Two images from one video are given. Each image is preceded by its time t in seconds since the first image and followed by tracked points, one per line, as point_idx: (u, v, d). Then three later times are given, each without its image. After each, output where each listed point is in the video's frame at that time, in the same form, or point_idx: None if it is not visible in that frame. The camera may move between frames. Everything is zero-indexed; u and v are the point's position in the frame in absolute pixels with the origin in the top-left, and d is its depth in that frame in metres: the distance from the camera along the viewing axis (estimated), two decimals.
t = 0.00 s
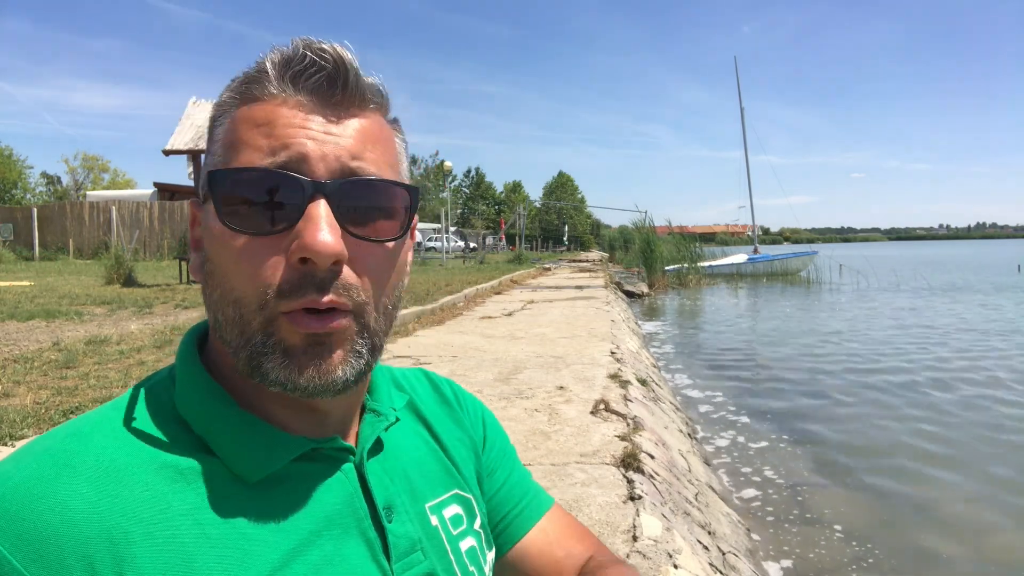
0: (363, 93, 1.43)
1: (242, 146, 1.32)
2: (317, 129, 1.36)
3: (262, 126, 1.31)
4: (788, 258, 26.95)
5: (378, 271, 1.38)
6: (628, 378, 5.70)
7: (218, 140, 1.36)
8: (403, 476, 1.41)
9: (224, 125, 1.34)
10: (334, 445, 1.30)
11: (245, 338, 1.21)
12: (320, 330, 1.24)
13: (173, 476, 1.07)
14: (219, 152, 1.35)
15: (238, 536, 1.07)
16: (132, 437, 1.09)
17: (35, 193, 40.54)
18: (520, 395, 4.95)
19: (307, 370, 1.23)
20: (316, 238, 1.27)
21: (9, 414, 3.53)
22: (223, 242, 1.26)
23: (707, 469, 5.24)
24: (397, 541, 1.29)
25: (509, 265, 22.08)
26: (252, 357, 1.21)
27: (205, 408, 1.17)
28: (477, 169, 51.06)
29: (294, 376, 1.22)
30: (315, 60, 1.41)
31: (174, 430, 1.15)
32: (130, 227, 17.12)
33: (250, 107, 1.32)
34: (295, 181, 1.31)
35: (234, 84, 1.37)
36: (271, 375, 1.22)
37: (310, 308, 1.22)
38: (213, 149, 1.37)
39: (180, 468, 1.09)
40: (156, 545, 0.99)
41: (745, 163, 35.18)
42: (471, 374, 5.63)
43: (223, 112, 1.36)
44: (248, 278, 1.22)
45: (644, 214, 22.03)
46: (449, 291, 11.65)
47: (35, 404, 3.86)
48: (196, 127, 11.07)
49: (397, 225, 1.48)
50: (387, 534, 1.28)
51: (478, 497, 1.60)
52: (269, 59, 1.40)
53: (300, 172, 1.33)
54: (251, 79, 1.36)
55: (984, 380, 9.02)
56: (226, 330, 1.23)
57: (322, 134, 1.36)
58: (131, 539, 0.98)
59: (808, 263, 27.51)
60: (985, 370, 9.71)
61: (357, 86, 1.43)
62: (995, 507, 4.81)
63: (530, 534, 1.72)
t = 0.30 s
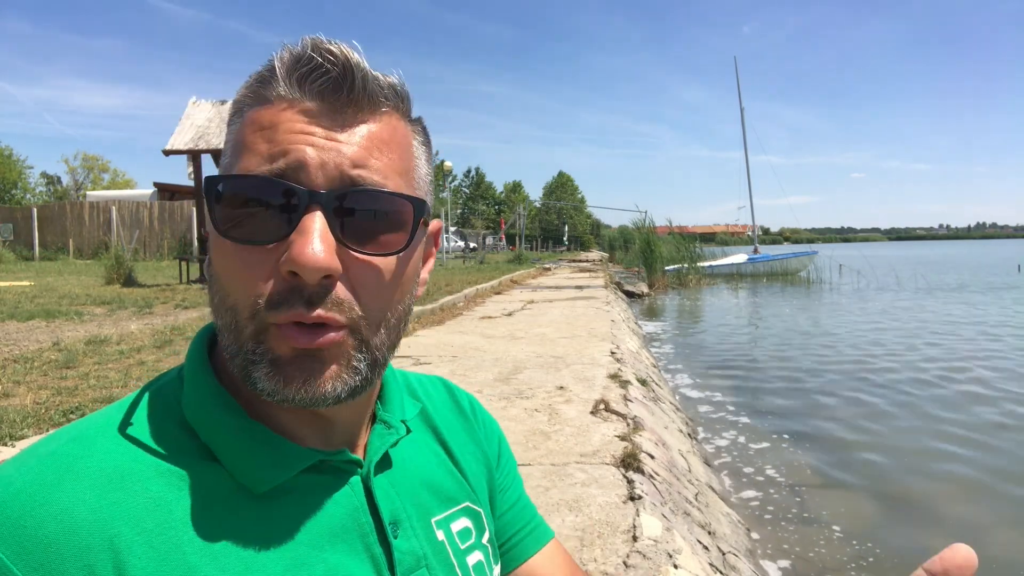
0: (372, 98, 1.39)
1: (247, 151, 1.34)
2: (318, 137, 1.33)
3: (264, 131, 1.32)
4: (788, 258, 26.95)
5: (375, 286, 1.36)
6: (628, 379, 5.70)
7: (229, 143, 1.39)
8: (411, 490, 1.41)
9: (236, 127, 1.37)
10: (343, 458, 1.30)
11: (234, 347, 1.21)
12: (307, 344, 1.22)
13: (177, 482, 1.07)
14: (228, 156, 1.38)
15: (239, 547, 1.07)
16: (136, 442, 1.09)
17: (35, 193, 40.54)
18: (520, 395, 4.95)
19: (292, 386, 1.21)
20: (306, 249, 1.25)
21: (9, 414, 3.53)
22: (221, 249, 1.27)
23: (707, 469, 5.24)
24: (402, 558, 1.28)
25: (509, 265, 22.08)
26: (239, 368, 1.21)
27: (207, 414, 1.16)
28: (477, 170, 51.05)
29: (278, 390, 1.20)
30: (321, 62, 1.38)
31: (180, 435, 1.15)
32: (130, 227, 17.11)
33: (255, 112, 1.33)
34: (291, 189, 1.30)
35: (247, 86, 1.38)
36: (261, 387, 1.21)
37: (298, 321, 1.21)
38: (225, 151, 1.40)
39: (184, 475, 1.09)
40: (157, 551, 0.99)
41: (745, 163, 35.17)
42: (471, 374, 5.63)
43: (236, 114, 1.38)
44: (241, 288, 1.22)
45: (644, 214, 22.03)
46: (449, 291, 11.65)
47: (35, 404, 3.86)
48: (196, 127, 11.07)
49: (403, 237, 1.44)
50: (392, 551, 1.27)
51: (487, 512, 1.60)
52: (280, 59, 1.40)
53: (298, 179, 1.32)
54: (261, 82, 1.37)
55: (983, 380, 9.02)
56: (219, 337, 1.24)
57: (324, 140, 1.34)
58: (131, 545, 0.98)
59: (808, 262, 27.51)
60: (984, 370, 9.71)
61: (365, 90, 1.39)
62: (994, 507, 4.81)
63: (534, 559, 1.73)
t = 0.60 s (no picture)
0: (396, 94, 1.38)
1: (264, 147, 1.32)
2: (341, 133, 1.31)
3: (283, 127, 1.30)
4: (788, 258, 26.94)
5: (395, 295, 1.33)
6: (628, 378, 5.70)
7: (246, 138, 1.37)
8: (428, 499, 1.43)
9: (253, 123, 1.35)
10: (371, 466, 1.29)
11: (247, 354, 1.19)
12: (322, 354, 1.19)
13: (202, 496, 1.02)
14: (246, 151, 1.36)
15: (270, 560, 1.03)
16: (156, 454, 1.03)
17: (35, 193, 40.56)
18: (520, 395, 4.96)
19: (305, 397, 1.17)
20: (322, 256, 1.22)
21: (9, 414, 3.53)
22: (236, 252, 1.25)
23: (708, 469, 5.24)
24: (431, 563, 1.28)
25: (509, 265, 22.09)
26: (252, 376, 1.19)
27: (227, 423, 1.11)
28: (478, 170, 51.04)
29: (290, 401, 1.17)
30: (345, 55, 1.37)
31: (203, 444, 1.10)
32: (130, 227, 17.12)
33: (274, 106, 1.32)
34: (308, 190, 1.28)
35: (268, 81, 1.37)
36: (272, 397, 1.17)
37: (312, 328, 1.18)
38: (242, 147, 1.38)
39: (209, 487, 1.04)
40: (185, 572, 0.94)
41: (745, 164, 35.17)
42: (471, 374, 5.64)
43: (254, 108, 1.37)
44: (254, 293, 1.19)
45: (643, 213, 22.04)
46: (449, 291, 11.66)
47: (35, 404, 3.86)
48: (196, 127, 11.08)
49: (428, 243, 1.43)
50: (422, 558, 1.27)
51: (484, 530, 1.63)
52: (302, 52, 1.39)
53: (317, 180, 1.30)
54: (282, 76, 1.36)
55: (983, 380, 9.03)
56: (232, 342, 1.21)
57: (345, 140, 1.32)
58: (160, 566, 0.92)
59: (808, 263, 27.50)
60: (984, 370, 9.70)
61: (389, 87, 1.38)
62: (994, 507, 4.81)
63: None
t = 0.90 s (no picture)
0: (436, 99, 1.39)
1: (304, 145, 1.25)
2: (392, 137, 1.30)
3: (330, 126, 1.24)
4: (788, 258, 26.93)
5: (434, 293, 1.35)
6: (628, 378, 5.70)
7: (272, 131, 1.28)
8: (426, 491, 1.45)
9: (283, 118, 1.26)
10: (376, 462, 1.30)
11: (296, 355, 1.17)
12: (374, 355, 1.20)
13: (211, 499, 1.01)
14: (272, 146, 1.28)
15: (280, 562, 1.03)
16: (164, 459, 1.01)
17: (36, 194, 40.57)
18: (520, 395, 4.96)
19: (356, 397, 1.19)
20: (376, 255, 1.22)
21: (9, 414, 3.53)
22: (275, 250, 1.21)
23: (708, 469, 5.24)
24: (433, 554, 1.31)
25: (509, 265, 22.10)
26: (300, 377, 1.17)
27: (236, 429, 1.11)
28: (478, 170, 51.00)
29: (343, 401, 1.18)
30: (389, 58, 1.35)
31: (210, 449, 1.09)
32: (130, 227, 17.13)
33: (319, 103, 1.25)
34: (360, 191, 1.26)
35: (299, 76, 1.29)
36: (323, 399, 1.18)
37: (369, 328, 1.18)
38: (263, 140, 1.29)
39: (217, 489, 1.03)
40: None
41: (745, 164, 35.14)
42: (471, 374, 5.64)
43: (283, 100, 1.28)
44: (306, 294, 1.17)
45: (643, 213, 22.04)
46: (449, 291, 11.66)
47: (35, 404, 3.86)
48: (196, 127, 11.07)
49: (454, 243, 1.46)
50: (426, 549, 1.30)
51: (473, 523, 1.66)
52: (338, 51, 1.33)
53: (367, 183, 1.28)
54: (323, 70, 1.29)
55: (983, 380, 9.02)
56: (274, 343, 1.18)
57: (393, 143, 1.30)
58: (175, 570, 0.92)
59: (808, 262, 27.49)
60: (985, 370, 9.70)
61: (430, 91, 1.39)
62: (993, 507, 4.81)
63: None
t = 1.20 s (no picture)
0: (405, 103, 1.38)
1: (277, 149, 1.26)
2: (359, 141, 1.30)
3: (300, 132, 1.25)
4: (788, 258, 26.94)
5: (407, 290, 1.34)
6: (628, 378, 5.69)
7: (248, 136, 1.29)
8: (411, 483, 1.44)
9: (257, 124, 1.27)
10: (355, 451, 1.28)
11: (271, 350, 1.17)
12: (347, 350, 1.20)
13: (195, 485, 1.01)
14: (248, 150, 1.29)
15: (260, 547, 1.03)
16: (146, 448, 1.02)
17: (36, 194, 40.53)
18: (520, 395, 4.95)
19: (331, 391, 1.19)
20: (348, 251, 1.22)
21: (9, 414, 3.53)
22: (248, 248, 1.21)
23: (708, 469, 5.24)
24: (414, 545, 1.31)
25: (509, 265, 22.10)
26: (277, 372, 1.18)
27: (222, 419, 1.10)
28: (478, 170, 50.98)
29: (317, 395, 1.18)
30: (357, 65, 1.35)
31: (188, 441, 1.08)
32: (130, 227, 17.11)
33: (288, 109, 1.26)
34: (331, 191, 1.27)
35: (272, 83, 1.30)
36: (295, 391, 1.18)
37: (339, 323, 1.19)
38: (240, 145, 1.30)
39: (199, 478, 1.03)
40: (179, 557, 0.94)
41: (746, 164, 35.14)
42: (471, 374, 5.63)
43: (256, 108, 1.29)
44: (276, 291, 1.17)
45: (644, 213, 22.03)
46: (449, 291, 11.66)
47: (35, 404, 3.86)
48: (196, 128, 11.07)
49: (429, 239, 1.46)
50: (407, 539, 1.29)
51: (463, 516, 1.64)
52: (309, 58, 1.34)
53: (338, 185, 1.28)
54: (292, 77, 1.30)
55: (983, 380, 9.02)
56: (248, 338, 1.18)
57: (363, 147, 1.31)
58: (156, 553, 0.92)
59: (808, 262, 27.50)
60: (986, 370, 9.69)
61: (400, 96, 1.38)
62: (994, 507, 4.80)
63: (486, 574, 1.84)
